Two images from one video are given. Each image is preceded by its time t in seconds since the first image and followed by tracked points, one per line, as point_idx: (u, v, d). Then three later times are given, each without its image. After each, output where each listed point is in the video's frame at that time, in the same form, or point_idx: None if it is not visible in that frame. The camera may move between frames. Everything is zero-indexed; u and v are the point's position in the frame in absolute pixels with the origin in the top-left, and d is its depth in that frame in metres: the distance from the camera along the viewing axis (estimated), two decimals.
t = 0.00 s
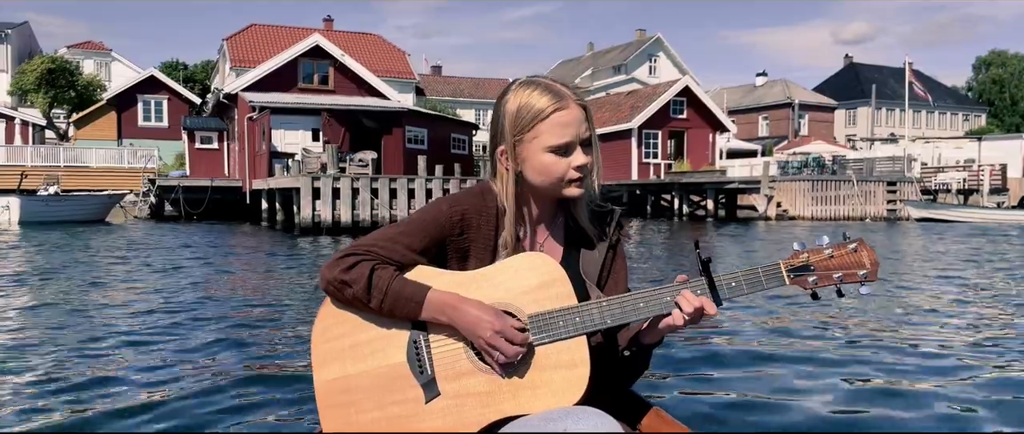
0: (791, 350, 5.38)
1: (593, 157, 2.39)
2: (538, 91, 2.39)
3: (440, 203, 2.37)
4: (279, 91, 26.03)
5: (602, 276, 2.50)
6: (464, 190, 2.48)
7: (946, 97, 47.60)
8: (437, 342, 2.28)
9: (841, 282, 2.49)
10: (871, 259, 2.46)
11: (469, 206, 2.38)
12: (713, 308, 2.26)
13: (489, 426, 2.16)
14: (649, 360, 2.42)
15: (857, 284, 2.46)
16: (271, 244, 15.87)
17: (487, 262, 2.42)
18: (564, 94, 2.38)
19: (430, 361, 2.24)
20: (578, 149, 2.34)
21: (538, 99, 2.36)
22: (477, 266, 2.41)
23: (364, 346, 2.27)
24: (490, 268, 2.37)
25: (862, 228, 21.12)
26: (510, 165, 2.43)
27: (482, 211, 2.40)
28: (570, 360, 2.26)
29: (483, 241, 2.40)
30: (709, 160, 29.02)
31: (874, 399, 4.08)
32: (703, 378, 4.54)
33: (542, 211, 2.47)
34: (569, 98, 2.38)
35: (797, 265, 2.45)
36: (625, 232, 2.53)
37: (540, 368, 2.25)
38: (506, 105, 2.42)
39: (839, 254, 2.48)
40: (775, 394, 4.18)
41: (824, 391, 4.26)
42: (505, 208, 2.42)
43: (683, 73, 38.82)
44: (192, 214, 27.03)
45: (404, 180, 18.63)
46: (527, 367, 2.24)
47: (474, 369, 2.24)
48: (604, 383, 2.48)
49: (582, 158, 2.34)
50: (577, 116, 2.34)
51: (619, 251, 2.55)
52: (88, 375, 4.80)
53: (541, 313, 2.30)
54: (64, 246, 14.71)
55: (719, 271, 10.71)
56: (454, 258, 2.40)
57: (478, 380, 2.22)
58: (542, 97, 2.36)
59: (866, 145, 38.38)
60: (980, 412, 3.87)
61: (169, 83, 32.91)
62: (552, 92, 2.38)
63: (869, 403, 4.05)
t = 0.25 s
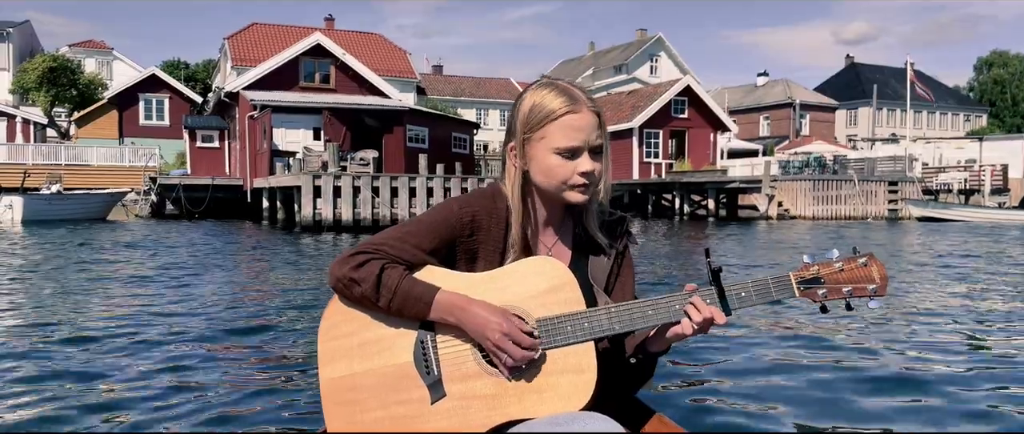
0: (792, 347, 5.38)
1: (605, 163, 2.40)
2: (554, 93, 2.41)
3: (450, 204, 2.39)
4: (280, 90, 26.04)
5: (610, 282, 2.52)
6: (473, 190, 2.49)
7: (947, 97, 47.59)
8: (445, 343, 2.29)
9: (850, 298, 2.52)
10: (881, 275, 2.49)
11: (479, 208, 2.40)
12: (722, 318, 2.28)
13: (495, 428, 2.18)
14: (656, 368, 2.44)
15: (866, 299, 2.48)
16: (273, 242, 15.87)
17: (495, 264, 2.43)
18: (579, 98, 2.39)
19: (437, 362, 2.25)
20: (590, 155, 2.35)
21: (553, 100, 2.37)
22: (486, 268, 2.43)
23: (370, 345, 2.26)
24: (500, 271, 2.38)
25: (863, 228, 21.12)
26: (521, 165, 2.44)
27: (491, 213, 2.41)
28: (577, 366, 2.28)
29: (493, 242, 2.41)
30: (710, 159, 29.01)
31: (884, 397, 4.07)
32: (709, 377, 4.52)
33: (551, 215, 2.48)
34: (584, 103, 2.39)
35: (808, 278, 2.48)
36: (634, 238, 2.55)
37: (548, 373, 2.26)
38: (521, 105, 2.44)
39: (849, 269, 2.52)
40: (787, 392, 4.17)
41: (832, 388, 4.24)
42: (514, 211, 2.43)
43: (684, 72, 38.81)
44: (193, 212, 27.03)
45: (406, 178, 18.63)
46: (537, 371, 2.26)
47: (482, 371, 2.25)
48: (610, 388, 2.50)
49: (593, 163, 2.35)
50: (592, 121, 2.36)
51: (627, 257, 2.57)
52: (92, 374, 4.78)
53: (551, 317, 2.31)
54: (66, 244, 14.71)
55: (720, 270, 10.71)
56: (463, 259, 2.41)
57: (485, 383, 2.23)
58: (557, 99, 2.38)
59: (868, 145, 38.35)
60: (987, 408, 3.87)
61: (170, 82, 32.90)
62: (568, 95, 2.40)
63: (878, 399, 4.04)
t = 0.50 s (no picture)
0: (794, 349, 5.37)
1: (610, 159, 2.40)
2: (559, 89, 2.40)
3: (452, 201, 2.38)
4: (281, 90, 26.04)
5: (610, 278, 2.52)
6: (475, 188, 2.48)
7: (948, 100, 47.60)
8: (447, 341, 2.28)
9: (853, 292, 2.51)
10: (884, 269, 2.48)
11: (481, 205, 2.39)
12: (724, 312, 2.27)
13: (498, 426, 2.17)
14: (658, 364, 2.43)
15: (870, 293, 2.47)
16: (273, 241, 15.86)
17: (497, 262, 2.42)
18: (584, 93, 2.38)
19: (439, 360, 2.24)
20: (594, 150, 2.35)
21: (561, 95, 2.38)
22: (487, 265, 2.42)
23: (371, 344, 2.26)
24: (502, 268, 2.38)
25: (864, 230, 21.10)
26: (526, 161, 2.44)
27: (494, 210, 2.40)
28: (580, 362, 2.27)
29: (494, 241, 2.40)
30: (711, 161, 28.99)
31: (886, 397, 4.07)
32: (710, 378, 4.50)
33: (555, 212, 2.47)
34: (589, 97, 2.39)
35: (811, 273, 2.47)
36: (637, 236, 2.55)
37: (550, 370, 2.25)
38: (526, 102, 2.44)
39: (852, 264, 2.50)
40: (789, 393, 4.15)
41: (836, 388, 4.23)
42: (518, 208, 2.42)
43: (685, 74, 38.83)
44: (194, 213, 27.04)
45: (406, 179, 18.62)
46: (538, 368, 2.25)
47: (483, 369, 2.24)
48: (612, 386, 2.48)
49: (598, 159, 2.35)
50: (596, 115, 2.35)
51: (630, 254, 2.55)
52: (94, 374, 4.77)
53: (553, 315, 2.30)
54: (66, 245, 14.71)
55: (721, 272, 10.71)
56: (465, 257, 2.40)
57: (488, 380, 2.23)
58: (562, 95, 2.38)
59: (868, 147, 38.32)
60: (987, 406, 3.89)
61: (171, 82, 32.91)
62: (572, 90, 2.39)
63: (878, 398, 4.05)
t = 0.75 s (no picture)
0: (795, 350, 5.37)
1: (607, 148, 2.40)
2: (554, 82, 2.41)
3: (450, 197, 2.38)
4: (281, 92, 26.05)
5: (611, 269, 2.52)
6: (474, 184, 2.48)
7: (948, 103, 47.64)
8: (448, 338, 2.28)
9: (853, 277, 2.51)
10: (884, 253, 2.48)
11: (479, 200, 2.39)
12: (725, 302, 2.27)
13: (501, 420, 2.17)
14: (659, 356, 2.43)
15: (869, 278, 2.47)
16: (274, 243, 15.87)
17: (496, 257, 2.42)
18: (578, 84, 2.39)
19: (440, 356, 2.24)
20: (591, 141, 2.35)
21: (555, 88, 2.38)
22: (487, 260, 2.41)
23: (374, 342, 2.26)
24: (501, 262, 2.38)
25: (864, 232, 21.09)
26: (523, 155, 2.43)
27: (492, 204, 2.40)
28: (581, 356, 2.27)
29: (493, 235, 2.40)
30: (711, 164, 29.00)
31: (880, 397, 4.11)
32: (712, 378, 4.50)
33: (554, 204, 2.47)
34: (581, 88, 2.39)
35: (811, 260, 2.46)
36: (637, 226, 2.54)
37: (551, 363, 2.25)
38: (521, 96, 2.44)
39: (852, 250, 2.50)
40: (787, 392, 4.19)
41: (837, 390, 4.23)
42: (517, 202, 2.42)
43: (685, 77, 38.85)
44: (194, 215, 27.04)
45: (406, 181, 18.64)
46: (539, 362, 2.25)
47: (485, 364, 2.24)
48: (614, 379, 2.49)
49: (595, 149, 2.35)
50: (592, 105, 2.36)
51: (630, 245, 2.55)
52: (96, 377, 4.76)
53: (553, 308, 2.31)
54: (67, 248, 14.72)
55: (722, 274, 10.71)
56: (464, 252, 2.40)
57: (490, 375, 2.23)
58: (557, 87, 2.38)
59: (868, 150, 38.34)
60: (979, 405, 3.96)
61: (171, 85, 32.93)
62: (566, 81, 2.40)
63: (873, 399, 4.08)
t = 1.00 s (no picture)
0: (796, 348, 5.37)
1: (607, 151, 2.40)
2: (553, 83, 2.41)
3: (451, 199, 2.38)
4: (281, 92, 26.05)
5: (612, 273, 2.51)
6: (475, 185, 2.48)
7: (948, 102, 47.68)
8: (449, 340, 2.28)
9: (855, 282, 2.51)
10: (886, 259, 2.48)
11: (481, 202, 2.38)
12: (727, 305, 2.27)
13: (502, 423, 2.17)
14: (661, 359, 2.43)
15: (872, 282, 2.47)
16: (274, 244, 15.87)
17: (498, 259, 2.42)
18: (577, 86, 2.39)
19: (442, 359, 2.24)
20: (591, 144, 2.35)
21: (552, 90, 2.38)
22: (489, 262, 2.41)
23: (375, 344, 2.26)
24: (502, 264, 2.38)
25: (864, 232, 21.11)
26: (524, 157, 2.43)
27: (494, 207, 2.40)
28: (583, 359, 2.27)
29: (494, 237, 2.39)
30: (711, 163, 29.01)
31: (883, 396, 4.11)
32: (713, 379, 4.50)
33: (554, 206, 2.47)
34: (581, 89, 2.39)
35: (813, 263, 2.46)
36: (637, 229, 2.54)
37: (552, 366, 2.25)
38: (520, 97, 2.44)
39: (854, 253, 2.49)
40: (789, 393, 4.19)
41: (838, 389, 4.23)
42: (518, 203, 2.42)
43: (685, 77, 38.87)
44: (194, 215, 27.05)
45: (407, 181, 18.66)
46: (540, 365, 2.25)
47: (486, 366, 2.24)
48: (615, 381, 2.49)
49: (595, 153, 2.35)
50: (591, 108, 2.36)
51: (631, 247, 2.55)
52: (96, 378, 4.75)
53: (555, 310, 2.30)
54: (67, 248, 14.72)
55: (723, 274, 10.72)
56: (465, 254, 2.40)
57: (491, 377, 2.22)
58: (556, 89, 2.38)
59: (868, 150, 38.34)
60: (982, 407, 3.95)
61: (171, 85, 32.92)
62: (566, 84, 2.40)
63: (875, 399, 4.08)
